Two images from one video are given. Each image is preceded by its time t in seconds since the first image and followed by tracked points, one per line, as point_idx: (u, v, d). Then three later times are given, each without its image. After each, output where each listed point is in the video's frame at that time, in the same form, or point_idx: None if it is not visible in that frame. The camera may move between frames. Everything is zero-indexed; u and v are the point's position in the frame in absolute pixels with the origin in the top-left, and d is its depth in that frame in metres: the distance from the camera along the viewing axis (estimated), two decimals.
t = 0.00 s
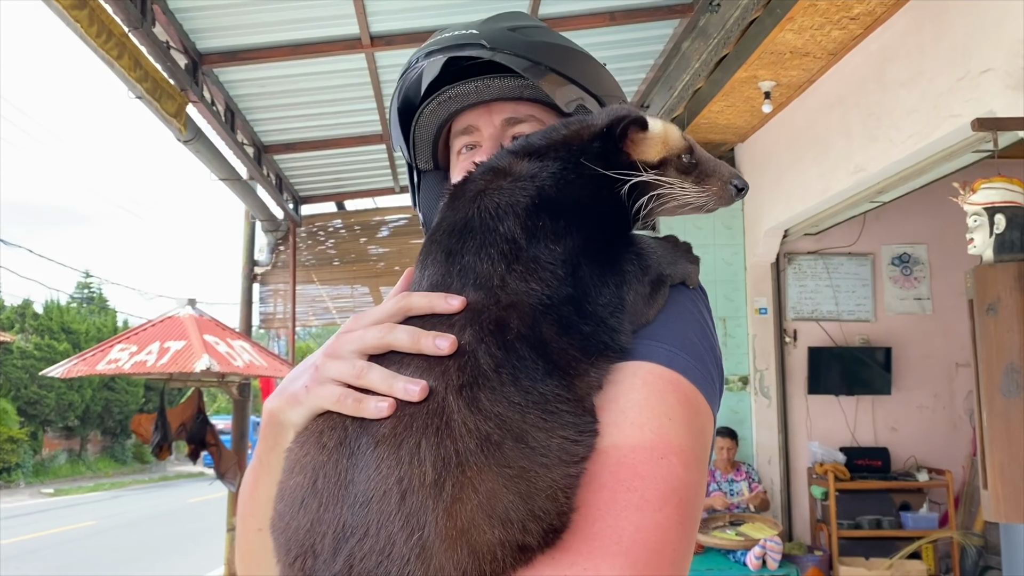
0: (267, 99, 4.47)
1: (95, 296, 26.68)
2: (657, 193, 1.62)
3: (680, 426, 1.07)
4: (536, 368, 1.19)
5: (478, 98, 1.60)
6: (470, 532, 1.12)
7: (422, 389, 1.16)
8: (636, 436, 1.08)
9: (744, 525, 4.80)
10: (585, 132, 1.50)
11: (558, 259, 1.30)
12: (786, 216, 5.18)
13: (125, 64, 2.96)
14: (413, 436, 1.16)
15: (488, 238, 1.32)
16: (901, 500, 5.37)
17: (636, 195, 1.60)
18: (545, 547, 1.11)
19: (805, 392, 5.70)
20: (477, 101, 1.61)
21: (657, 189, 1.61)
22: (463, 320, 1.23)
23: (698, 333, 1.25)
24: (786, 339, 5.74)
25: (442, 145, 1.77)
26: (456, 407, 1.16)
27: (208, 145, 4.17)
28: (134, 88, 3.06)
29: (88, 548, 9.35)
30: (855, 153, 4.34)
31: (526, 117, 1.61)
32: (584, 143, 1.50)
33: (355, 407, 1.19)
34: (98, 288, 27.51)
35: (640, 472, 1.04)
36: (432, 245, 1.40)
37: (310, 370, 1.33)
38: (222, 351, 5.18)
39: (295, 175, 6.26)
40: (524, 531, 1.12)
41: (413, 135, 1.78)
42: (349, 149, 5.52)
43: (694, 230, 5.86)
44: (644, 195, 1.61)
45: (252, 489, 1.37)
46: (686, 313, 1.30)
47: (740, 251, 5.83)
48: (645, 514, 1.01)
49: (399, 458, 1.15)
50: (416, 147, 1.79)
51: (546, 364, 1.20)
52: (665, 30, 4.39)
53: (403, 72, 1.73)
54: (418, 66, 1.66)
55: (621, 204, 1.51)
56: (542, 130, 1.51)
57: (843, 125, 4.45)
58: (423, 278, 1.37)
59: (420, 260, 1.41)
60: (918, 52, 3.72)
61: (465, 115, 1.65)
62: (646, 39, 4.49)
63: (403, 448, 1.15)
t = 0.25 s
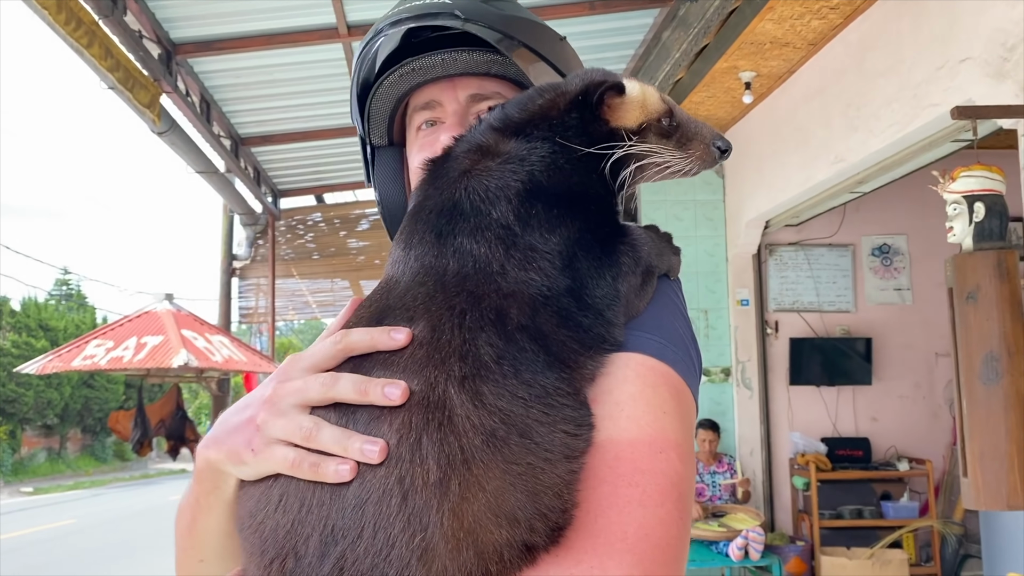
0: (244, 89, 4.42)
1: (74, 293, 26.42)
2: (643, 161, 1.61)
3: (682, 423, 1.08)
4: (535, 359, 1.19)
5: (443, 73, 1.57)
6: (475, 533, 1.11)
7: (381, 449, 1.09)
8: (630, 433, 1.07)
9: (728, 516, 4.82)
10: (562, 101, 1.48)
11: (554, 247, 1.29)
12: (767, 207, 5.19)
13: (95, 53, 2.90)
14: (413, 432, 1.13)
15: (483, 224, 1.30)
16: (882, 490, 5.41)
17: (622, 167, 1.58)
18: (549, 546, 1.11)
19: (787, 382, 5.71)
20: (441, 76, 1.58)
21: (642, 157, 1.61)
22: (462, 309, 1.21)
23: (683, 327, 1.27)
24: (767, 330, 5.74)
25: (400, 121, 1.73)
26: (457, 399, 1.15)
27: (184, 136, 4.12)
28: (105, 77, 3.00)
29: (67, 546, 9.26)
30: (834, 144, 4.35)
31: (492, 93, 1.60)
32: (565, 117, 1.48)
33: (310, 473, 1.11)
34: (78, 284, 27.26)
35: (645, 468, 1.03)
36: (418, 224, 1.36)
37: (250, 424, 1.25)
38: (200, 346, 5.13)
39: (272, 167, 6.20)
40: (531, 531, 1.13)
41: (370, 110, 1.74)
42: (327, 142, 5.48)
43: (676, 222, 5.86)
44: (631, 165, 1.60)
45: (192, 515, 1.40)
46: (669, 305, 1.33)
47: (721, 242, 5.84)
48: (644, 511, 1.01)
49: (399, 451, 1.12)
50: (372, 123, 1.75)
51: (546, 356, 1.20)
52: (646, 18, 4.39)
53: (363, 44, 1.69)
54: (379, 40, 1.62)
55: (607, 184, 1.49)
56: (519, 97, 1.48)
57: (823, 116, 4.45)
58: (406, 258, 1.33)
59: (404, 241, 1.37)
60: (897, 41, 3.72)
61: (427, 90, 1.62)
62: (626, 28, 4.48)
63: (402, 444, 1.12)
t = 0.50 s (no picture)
0: (220, 83, 4.34)
1: (51, 292, 26.11)
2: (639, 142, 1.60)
3: (693, 430, 1.05)
4: (550, 358, 1.14)
5: (428, 57, 1.53)
6: (495, 544, 1.07)
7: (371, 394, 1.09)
8: (644, 435, 1.04)
9: (714, 511, 4.79)
10: (559, 80, 1.46)
11: (562, 242, 1.27)
12: (750, 200, 5.17)
13: (66, 45, 2.83)
14: (427, 434, 1.08)
15: (491, 218, 1.27)
16: (866, 483, 5.40)
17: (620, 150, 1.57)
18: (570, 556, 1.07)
19: (769, 376, 5.72)
20: (426, 60, 1.54)
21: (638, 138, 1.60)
22: (476, 305, 1.16)
23: (686, 329, 1.25)
24: (751, 325, 5.74)
25: (377, 107, 1.67)
26: (471, 400, 1.10)
27: (160, 131, 4.04)
28: (76, 70, 2.93)
29: (46, 549, 9.14)
30: (817, 137, 4.33)
31: (477, 80, 1.58)
32: (561, 101, 1.46)
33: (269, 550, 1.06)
34: (55, 283, 26.95)
35: (664, 474, 1.00)
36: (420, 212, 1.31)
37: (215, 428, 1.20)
38: (179, 344, 5.05)
39: (251, 163, 6.11)
40: (550, 541, 1.08)
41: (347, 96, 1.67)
42: (307, 136, 5.40)
43: (659, 216, 5.84)
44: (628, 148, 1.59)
45: (144, 539, 1.37)
46: (669, 302, 1.33)
47: (704, 236, 5.83)
48: (662, 517, 0.98)
49: (413, 456, 1.07)
50: (348, 109, 1.68)
51: (560, 355, 1.15)
52: (627, 12, 4.36)
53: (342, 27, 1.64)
54: (358, 23, 1.57)
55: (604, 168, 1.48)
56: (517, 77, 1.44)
57: (806, 109, 4.44)
58: (406, 248, 1.27)
59: (403, 231, 1.31)
60: (879, 33, 3.69)
61: (409, 74, 1.57)
62: (608, 20, 4.45)
63: (415, 449, 1.07)
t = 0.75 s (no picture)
0: (190, 81, 4.25)
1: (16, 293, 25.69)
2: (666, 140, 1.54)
3: (722, 466, 0.99)
4: (588, 396, 1.00)
5: (423, 53, 1.46)
6: None
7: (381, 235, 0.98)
8: (673, 469, 0.97)
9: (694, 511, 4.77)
10: (594, 88, 1.37)
11: (595, 263, 1.15)
12: (729, 198, 5.16)
13: (31, 43, 2.74)
14: (449, 479, 0.92)
15: (517, 235, 1.14)
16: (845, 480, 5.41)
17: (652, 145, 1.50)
18: None
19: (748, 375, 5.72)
20: (421, 55, 1.47)
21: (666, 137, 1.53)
22: (508, 332, 1.02)
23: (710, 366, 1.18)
24: (730, 323, 5.73)
25: (367, 106, 1.59)
26: (501, 437, 0.94)
27: (129, 132, 3.94)
28: (42, 69, 2.84)
29: (13, 557, 8.97)
30: (797, 135, 4.31)
31: (475, 78, 1.49)
32: (599, 105, 1.36)
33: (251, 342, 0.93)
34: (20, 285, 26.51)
35: (694, 514, 0.94)
36: (445, 226, 1.17)
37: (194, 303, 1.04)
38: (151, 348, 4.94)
39: (223, 163, 6.01)
40: None
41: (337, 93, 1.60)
42: (281, 135, 5.31)
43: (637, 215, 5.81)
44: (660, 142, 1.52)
45: (131, 457, 1.06)
46: (692, 339, 1.23)
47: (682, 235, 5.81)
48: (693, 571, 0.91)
49: (430, 505, 0.90)
50: (337, 108, 1.61)
51: (594, 391, 1.02)
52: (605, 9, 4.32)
53: (336, 23, 1.59)
54: (355, 20, 1.53)
55: (635, 185, 1.36)
56: (547, 81, 1.35)
57: (785, 107, 4.42)
58: (421, 265, 1.13)
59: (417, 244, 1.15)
60: (859, 30, 3.68)
61: (404, 71, 1.49)
62: (585, 17, 4.40)
63: (435, 495, 0.91)
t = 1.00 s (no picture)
0: (157, 80, 4.15)
1: None
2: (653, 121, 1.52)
3: (740, 484, 0.92)
4: (595, 414, 0.97)
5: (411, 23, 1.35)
6: None
7: (495, 29, 1.12)
8: (684, 490, 0.91)
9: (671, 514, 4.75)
10: (600, 63, 1.31)
11: (605, 263, 1.09)
12: (704, 199, 5.14)
13: None
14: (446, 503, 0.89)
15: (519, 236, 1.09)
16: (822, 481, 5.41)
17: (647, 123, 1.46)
18: None
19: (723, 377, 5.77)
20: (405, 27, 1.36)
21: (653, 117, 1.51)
22: (509, 348, 0.98)
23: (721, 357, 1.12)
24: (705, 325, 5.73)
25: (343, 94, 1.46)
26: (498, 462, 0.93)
27: (94, 132, 3.83)
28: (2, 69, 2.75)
29: None
30: (772, 135, 4.30)
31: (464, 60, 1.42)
32: (607, 81, 1.29)
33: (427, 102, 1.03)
34: None
35: (710, 539, 0.87)
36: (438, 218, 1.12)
37: (316, 133, 1.12)
38: (117, 355, 4.81)
39: (191, 165, 5.90)
40: None
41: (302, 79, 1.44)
42: (249, 137, 5.22)
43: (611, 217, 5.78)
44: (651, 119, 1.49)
45: (197, 357, 1.06)
46: (707, 336, 1.15)
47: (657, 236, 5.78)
48: None
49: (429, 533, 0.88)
50: (306, 101, 1.47)
51: (602, 408, 0.98)
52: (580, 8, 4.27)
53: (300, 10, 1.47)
54: None
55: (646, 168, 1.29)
56: (547, 57, 1.28)
57: (760, 107, 4.40)
58: (412, 263, 1.07)
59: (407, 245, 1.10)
60: (836, 30, 3.66)
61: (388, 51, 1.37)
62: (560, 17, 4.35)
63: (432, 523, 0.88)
